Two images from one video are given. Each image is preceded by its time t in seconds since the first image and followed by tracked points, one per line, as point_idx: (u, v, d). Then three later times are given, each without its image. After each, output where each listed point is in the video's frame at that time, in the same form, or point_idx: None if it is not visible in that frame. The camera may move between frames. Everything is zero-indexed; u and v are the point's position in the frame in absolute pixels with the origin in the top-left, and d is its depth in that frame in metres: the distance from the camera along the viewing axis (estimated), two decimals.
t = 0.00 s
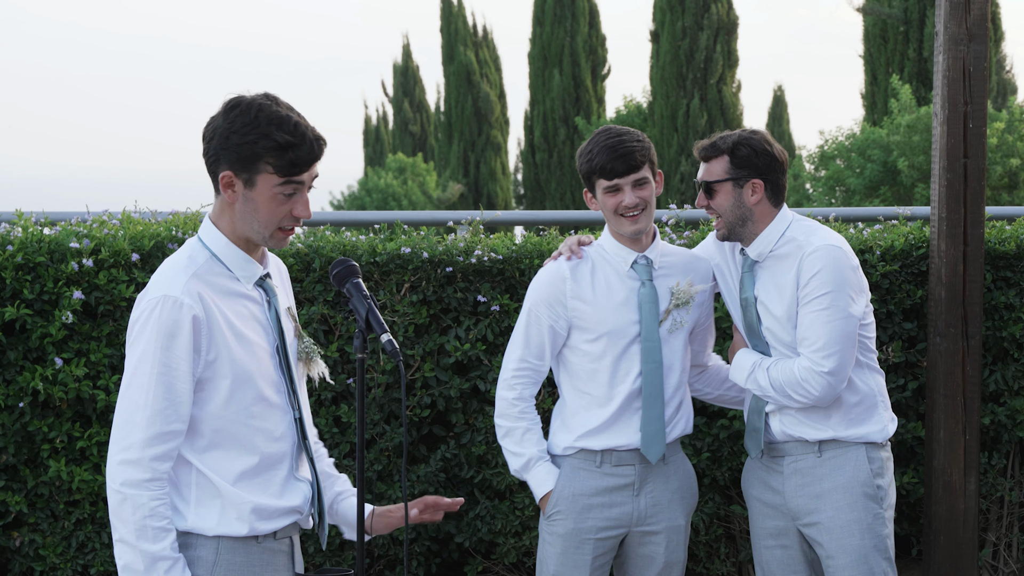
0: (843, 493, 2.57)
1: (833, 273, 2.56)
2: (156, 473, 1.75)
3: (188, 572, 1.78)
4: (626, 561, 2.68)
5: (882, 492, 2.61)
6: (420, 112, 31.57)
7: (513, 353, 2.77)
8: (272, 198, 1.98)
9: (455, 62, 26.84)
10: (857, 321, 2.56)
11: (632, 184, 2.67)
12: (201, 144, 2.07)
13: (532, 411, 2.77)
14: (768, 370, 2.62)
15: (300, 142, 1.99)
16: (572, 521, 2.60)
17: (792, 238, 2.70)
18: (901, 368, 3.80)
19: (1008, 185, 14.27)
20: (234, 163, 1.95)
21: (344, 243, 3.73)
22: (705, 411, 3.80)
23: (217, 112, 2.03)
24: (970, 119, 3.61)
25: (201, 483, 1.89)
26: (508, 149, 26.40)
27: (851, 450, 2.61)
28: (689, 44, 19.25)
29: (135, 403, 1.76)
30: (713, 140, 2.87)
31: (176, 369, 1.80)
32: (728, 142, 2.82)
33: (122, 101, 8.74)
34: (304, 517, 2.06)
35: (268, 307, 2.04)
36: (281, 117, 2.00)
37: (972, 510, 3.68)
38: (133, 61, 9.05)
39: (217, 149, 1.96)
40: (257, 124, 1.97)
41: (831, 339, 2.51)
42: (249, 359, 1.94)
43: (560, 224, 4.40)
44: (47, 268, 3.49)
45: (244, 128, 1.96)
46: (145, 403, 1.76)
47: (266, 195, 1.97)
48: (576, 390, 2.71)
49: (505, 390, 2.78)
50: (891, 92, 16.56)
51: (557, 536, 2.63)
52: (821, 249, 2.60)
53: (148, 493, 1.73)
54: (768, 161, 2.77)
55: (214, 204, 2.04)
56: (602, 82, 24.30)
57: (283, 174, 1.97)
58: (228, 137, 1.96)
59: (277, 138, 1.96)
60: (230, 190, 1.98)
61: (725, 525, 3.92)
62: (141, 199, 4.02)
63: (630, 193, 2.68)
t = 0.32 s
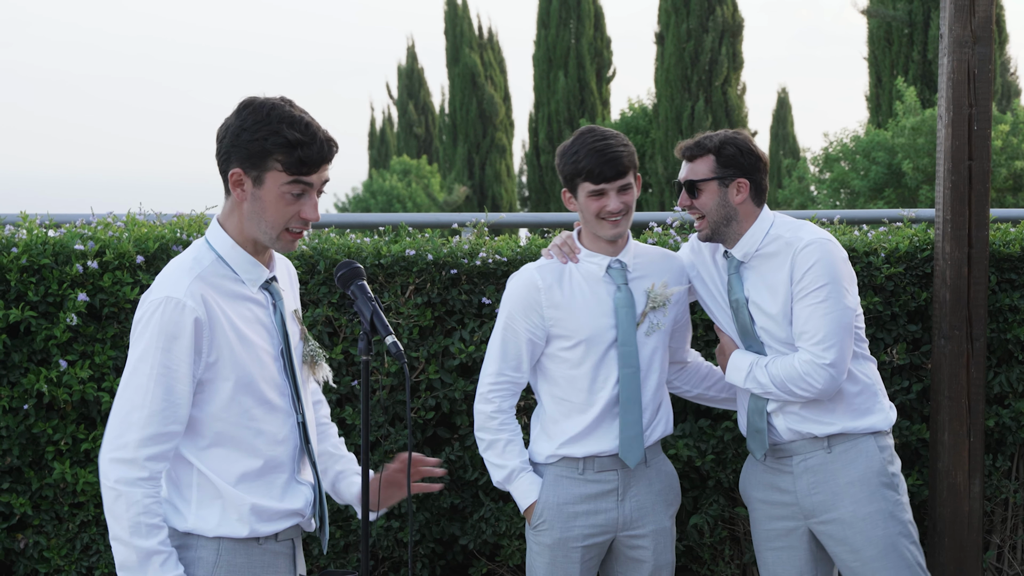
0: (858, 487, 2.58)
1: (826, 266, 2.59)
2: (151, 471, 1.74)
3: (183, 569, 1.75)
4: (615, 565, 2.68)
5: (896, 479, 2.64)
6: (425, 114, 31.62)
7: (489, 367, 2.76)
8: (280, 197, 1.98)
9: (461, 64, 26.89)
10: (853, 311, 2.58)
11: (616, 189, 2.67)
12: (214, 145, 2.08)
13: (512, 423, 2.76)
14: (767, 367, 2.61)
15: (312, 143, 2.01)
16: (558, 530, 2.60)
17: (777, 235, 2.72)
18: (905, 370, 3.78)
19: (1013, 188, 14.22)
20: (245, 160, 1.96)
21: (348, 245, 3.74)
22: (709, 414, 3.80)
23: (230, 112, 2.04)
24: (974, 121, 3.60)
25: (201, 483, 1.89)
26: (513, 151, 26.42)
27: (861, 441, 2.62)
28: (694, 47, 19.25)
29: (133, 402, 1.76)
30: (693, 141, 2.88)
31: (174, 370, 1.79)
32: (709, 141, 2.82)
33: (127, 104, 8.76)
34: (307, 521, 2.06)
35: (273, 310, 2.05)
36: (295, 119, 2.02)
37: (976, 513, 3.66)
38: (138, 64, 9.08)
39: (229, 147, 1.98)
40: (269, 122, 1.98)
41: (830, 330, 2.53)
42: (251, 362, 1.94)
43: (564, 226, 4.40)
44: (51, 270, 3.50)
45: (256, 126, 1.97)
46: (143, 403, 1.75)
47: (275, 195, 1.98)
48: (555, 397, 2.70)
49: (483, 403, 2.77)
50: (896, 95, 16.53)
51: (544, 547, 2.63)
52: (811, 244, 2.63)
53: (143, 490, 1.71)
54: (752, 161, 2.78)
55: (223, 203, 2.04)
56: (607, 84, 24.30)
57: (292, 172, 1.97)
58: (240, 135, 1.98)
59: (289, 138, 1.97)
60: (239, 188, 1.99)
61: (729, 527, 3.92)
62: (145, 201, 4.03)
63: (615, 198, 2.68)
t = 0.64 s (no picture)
0: (881, 485, 2.58)
1: (832, 266, 2.59)
2: (123, 443, 1.73)
3: (164, 544, 1.74)
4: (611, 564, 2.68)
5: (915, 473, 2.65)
6: (428, 116, 31.64)
7: (478, 370, 2.73)
8: (284, 200, 1.98)
9: (465, 66, 26.91)
10: (861, 308, 2.59)
11: (602, 190, 2.68)
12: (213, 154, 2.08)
13: (501, 427, 2.73)
14: (781, 371, 2.59)
15: (310, 142, 2.00)
16: (553, 531, 2.59)
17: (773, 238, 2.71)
18: (909, 371, 3.76)
19: (1017, 189, 14.20)
20: (245, 166, 1.96)
21: (351, 246, 3.74)
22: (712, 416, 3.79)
23: (227, 118, 2.05)
24: (977, 122, 3.60)
25: (196, 479, 1.89)
26: (516, 152, 26.43)
27: (879, 438, 2.63)
28: (698, 48, 19.24)
29: (117, 383, 1.74)
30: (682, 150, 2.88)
31: (167, 361, 1.79)
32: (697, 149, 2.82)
33: (130, 106, 8.78)
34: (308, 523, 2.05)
35: (279, 312, 2.05)
36: (288, 118, 2.00)
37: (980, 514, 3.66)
38: (142, 65, 9.09)
39: (228, 155, 1.98)
40: (264, 126, 1.98)
41: (842, 328, 2.53)
42: (253, 361, 1.94)
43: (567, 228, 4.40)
44: (54, 271, 3.51)
45: (252, 132, 1.97)
46: (129, 385, 1.74)
47: (278, 198, 1.98)
48: (540, 397, 2.70)
49: (473, 407, 2.74)
50: (900, 96, 16.52)
51: (540, 549, 2.61)
52: (816, 246, 2.63)
53: (114, 460, 1.70)
54: (742, 167, 2.79)
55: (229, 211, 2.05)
56: (610, 85, 24.29)
57: (293, 174, 1.97)
58: (238, 142, 1.98)
59: (285, 139, 1.96)
60: (242, 194, 2.00)
61: (733, 528, 3.91)
62: (148, 202, 4.04)
63: (601, 200, 2.69)
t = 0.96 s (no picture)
0: (896, 499, 2.54)
1: (856, 275, 2.53)
2: (125, 442, 1.73)
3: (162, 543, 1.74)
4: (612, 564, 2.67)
5: (934, 489, 2.59)
6: (429, 116, 31.66)
7: (494, 366, 2.73)
8: (281, 187, 1.98)
9: (466, 66, 26.91)
10: (884, 318, 2.53)
11: (608, 190, 2.66)
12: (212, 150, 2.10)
13: (516, 423, 2.72)
14: (800, 375, 2.58)
15: (304, 128, 2.00)
16: (569, 526, 2.57)
17: (802, 244, 2.67)
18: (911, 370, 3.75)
19: (1018, 188, 14.19)
20: (241, 156, 1.98)
21: (352, 247, 3.74)
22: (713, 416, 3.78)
23: (223, 112, 2.06)
24: (978, 121, 3.60)
25: (195, 478, 1.89)
26: (517, 153, 26.44)
27: (899, 452, 2.57)
28: (699, 48, 19.23)
29: (120, 381, 1.74)
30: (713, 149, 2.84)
31: (170, 358, 1.79)
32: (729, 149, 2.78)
33: (131, 107, 8.79)
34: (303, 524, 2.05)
35: (279, 311, 2.05)
36: (280, 106, 2.01)
37: (981, 513, 3.65)
38: (143, 66, 9.10)
39: (224, 148, 2.00)
40: (257, 114, 1.99)
41: (860, 339, 2.49)
42: (255, 359, 1.94)
43: (568, 227, 4.39)
44: (55, 273, 3.51)
45: (246, 122, 1.98)
46: (132, 383, 1.74)
47: (274, 186, 1.98)
48: (552, 394, 2.71)
49: (488, 402, 2.73)
50: (901, 95, 16.51)
51: (554, 543, 2.59)
52: (841, 253, 2.58)
53: (115, 459, 1.70)
54: (775, 169, 2.71)
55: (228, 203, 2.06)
56: (612, 85, 24.29)
57: (287, 161, 1.98)
58: (232, 132, 1.99)
59: (278, 125, 1.97)
60: (240, 186, 2.00)
61: (734, 528, 3.91)
62: (149, 204, 4.05)
63: (606, 199, 2.67)
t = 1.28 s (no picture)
0: (911, 506, 2.49)
1: (922, 286, 2.45)
2: (117, 447, 1.74)
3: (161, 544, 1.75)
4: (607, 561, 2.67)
5: (953, 505, 2.53)
6: (429, 114, 31.64)
7: (501, 353, 2.74)
8: (276, 185, 1.98)
9: (466, 65, 26.91)
10: (940, 334, 2.46)
11: (635, 185, 2.68)
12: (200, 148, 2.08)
13: (519, 410, 2.73)
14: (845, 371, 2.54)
15: (300, 125, 2.01)
16: (563, 515, 2.59)
17: (876, 244, 2.58)
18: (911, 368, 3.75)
19: (1018, 185, 14.16)
20: (236, 152, 1.97)
21: (352, 246, 3.74)
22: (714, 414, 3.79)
23: (215, 111, 2.06)
24: (977, 119, 3.60)
25: (186, 482, 1.88)
26: (518, 151, 26.43)
27: (922, 462, 2.52)
28: (700, 46, 19.22)
29: (109, 385, 1.75)
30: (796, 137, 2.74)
31: (159, 361, 1.79)
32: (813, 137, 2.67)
33: (132, 107, 8.80)
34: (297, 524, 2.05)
35: (268, 311, 2.05)
36: (277, 103, 2.02)
37: (981, 511, 3.65)
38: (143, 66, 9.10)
39: (218, 143, 1.99)
40: (254, 111, 1.99)
41: (912, 350, 2.42)
42: (243, 360, 1.93)
43: (568, 226, 4.39)
44: (55, 272, 3.51)
45: (241, 119, 1.98)
46: (120, 388, 1.75)
47: (269, 182, 1.98)
48: (560, 386, 2.71)
49: (491, 388, 2.75)
50: (901, 93, 16.49)
51: (549, 531, 2.61)
52: (912, 260, 2.48)
53: (109, 464, 1.72)
54: (856, 162, 2.62)
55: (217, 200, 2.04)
56: (612, 84, 24.28)
57: (284, 156, 1.98)
58: (227, 129, 1.98)
59: (276, 121, 1.98)
60: (233, 182, 1.99)
61: (735, 526, 3.91)
62: (148, 203, 4.05)
63: (632, 194, 2.69)
